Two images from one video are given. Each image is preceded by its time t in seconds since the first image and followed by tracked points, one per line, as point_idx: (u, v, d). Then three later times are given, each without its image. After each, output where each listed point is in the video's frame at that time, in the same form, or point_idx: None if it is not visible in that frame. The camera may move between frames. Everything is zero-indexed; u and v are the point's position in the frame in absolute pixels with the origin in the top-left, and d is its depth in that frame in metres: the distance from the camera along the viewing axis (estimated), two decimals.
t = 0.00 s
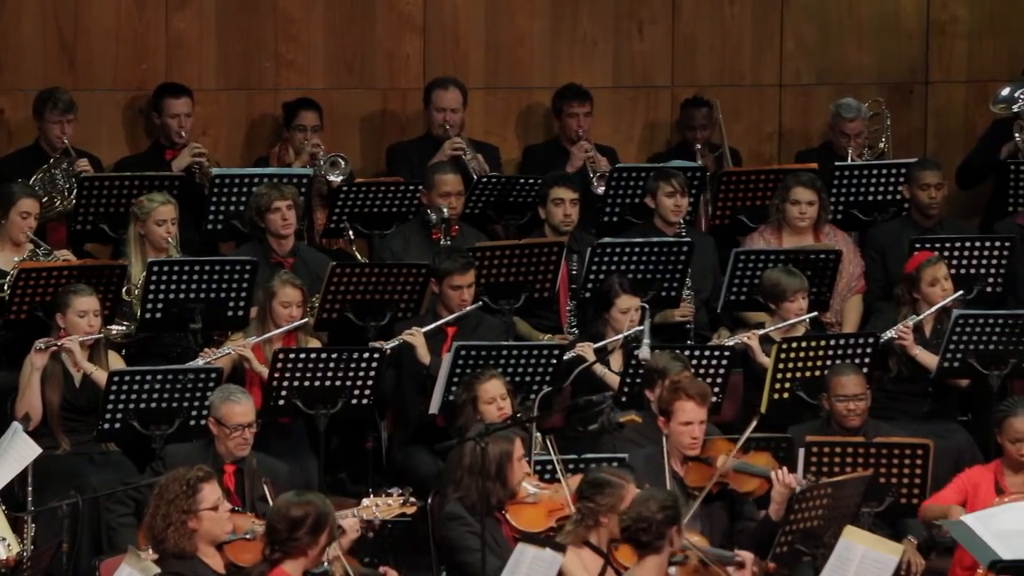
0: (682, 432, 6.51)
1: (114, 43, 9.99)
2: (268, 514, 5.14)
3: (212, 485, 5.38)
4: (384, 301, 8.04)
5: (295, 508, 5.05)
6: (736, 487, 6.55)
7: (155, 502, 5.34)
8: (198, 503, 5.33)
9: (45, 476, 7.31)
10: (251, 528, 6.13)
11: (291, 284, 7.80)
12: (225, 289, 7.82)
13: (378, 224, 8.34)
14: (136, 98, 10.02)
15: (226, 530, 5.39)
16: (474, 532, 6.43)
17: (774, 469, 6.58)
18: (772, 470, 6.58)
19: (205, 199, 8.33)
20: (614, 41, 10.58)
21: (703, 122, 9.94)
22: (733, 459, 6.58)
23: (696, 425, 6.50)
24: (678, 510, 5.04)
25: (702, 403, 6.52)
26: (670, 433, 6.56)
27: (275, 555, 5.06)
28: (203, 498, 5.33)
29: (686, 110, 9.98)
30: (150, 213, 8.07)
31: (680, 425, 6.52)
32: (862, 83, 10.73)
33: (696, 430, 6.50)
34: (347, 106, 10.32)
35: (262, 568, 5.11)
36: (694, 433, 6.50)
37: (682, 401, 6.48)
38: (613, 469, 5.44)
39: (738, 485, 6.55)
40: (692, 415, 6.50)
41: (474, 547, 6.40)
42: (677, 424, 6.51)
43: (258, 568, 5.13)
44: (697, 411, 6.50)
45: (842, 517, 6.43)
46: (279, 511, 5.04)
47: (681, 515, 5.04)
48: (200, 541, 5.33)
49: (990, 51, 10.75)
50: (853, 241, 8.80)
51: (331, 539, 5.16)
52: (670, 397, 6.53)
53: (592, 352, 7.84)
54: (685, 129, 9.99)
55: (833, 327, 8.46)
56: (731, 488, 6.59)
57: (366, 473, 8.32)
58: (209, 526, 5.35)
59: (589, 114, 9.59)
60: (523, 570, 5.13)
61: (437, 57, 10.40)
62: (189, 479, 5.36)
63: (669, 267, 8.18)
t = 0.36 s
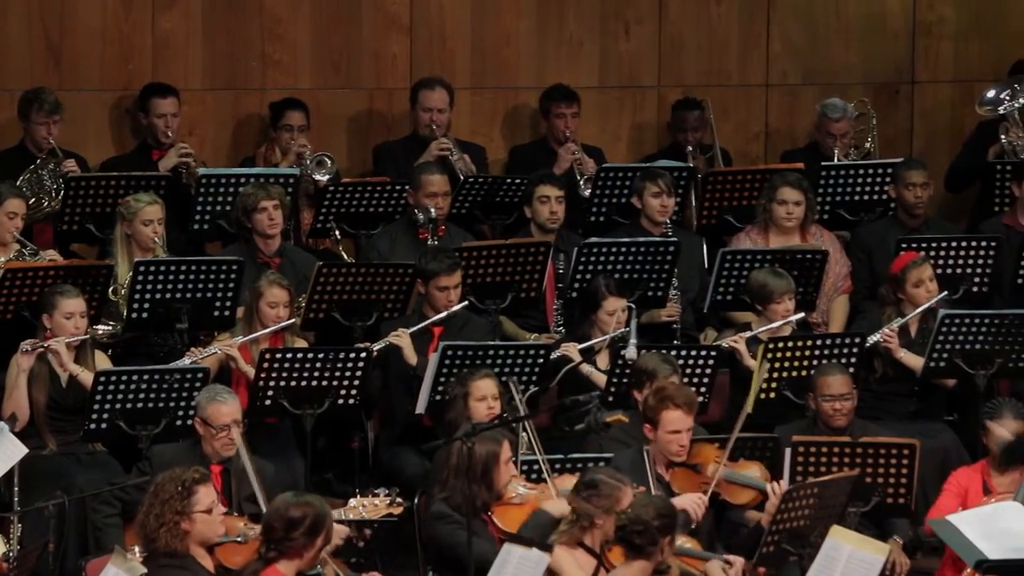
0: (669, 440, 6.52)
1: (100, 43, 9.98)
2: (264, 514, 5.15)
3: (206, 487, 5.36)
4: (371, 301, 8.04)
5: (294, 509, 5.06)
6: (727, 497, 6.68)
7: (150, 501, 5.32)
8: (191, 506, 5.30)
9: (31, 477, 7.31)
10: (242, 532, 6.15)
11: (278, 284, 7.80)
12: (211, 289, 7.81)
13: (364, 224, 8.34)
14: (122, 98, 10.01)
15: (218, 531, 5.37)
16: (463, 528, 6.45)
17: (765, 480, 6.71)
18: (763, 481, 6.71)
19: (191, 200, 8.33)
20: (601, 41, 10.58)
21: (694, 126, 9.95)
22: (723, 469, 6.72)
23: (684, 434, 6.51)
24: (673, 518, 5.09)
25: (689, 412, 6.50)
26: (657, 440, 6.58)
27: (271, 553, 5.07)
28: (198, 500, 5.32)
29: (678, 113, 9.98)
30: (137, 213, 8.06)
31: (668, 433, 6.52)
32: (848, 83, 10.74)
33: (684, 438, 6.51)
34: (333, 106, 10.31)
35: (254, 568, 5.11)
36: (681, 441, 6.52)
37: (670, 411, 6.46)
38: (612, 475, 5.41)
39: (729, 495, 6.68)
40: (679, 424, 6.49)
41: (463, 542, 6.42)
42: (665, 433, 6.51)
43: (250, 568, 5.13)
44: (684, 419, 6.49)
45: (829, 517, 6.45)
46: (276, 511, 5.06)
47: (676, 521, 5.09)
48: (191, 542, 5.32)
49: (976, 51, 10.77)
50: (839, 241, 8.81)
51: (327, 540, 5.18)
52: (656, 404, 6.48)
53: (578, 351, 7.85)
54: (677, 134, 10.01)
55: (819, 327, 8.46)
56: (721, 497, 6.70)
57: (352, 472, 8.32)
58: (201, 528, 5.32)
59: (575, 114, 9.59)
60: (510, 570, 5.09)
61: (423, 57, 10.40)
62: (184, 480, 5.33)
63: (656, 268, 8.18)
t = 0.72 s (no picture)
0: (654, 431, 6.49)
1: (84, 43, 9.97)
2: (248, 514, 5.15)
3: (201, 485, 5.38)
4: (356, 301, 8.03)
5: (278, 509, 5.06)
6: (712, 483, 6.62)
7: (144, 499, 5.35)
8: (185, 504, 5.33)
9: (16, 477, 7.30)
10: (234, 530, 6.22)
11: (263, 283, 7.81)
12: (197, 289, 7.80)
13: (350, 224, 8.34)
14: (107, 98, 10.00)
15: (211, 531, 5.39)
16: (446, 529, 6.45)
17: (747, 461, 6.66)
18: (745, 463, 6.67)
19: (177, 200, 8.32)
20: (586, 41, 10.58)
21: (682, 119, 9.92)
22: (705, 456, 6.65)
23: (668, 424, 6.47)
24: (646, 510, 4.88)
25: (672, 401, 6.48)
26: (641, 433, 6.54)
27: (254, 554, 5.07)
28: (192, 498, 5.34)
29: (667, 107, 9.96)
30: (122, 213, 8.05)
31: (652, 425, 6.49)
32: (833, 83, 10.75)
33: (668, 429, 6.48)
34: (318, 106, 10.30)
35: (238, 567, 5.11)
36: (666, 432, 6.48)
37: (652, 400, 6.45)
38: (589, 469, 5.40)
39: (713, 481, 6.62)
40: (662, 414, 6.47)
41: (447, 542, 6.42)
42: (648, 424, 6.49)
43: (234, 568, 5.13)
44: (668, 409, 6.47)
45: (814, 517, 6.46)
46: (261, 510, 5.05)
47: (649, 514, 4.88)
48: (184, 540, 5.36)
49: (961, 52, 10.79)
50: (825, 241, 8.81)
51: (312, 541, 5.18)
52: (638, 398, 6.48)
53: (563, 352, 7.86)
54: (665, 125, 9.96)
55: (804, 328, 8.46)
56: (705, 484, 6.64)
57: (337, 473, 8.31)
58: (195, 527, 5.35)
59: (561, 113, 9.59)
60: (495, 570, 5.19)
61: (408, 57, 10.39)
62: (179, 477, 5.36)
63: (641, 267, 8.18)
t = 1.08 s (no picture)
0: (647, 429, 6.50)
1: (72, 43, 9.97)
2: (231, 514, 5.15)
3: (200, 485, 5.38)
4: (343, 301, 8.02)
5: (259, 510, 5.05)
6: (703, 480, 6.54)
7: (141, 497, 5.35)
8: (183, 502, 5.34)
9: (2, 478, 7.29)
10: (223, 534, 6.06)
11: (250, 284, 7.81)
12: (184, 289, 7.80)
13: (337, 225, 8.34)
14: (94, 98, 10.00)
15: (206, 531, 5.39)
16: (433, 531, 6.43)
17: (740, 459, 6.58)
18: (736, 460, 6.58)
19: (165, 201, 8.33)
20: (574, 40, 10.58)
21: (668, 119, 9.93)
22: (698, 453, 6.56)
23: (662, 422, 6.50)
24: (627, 507, 4.92)
25: (664, 398, 6.53)
26: (635, 431, 6.56)
27: (236, 555, 5.07)
28: (189, 497, 5.34)
29: (652, 107, 9.97)
30: (110, 214, 8.04)
31: (646, 422, 6.51)
32: (820, 83, 10.76)
33: (662, 426, 6.49)
34: (306, 106, 10.31)
35: (221, 568, 5.11)
36: (660, 429, 6.49)
37: (647, 397, 6.49)
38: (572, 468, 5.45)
39: (704, 478, 6.54)
40: (656, 411, 6.50)
41: (436, 544, 6.39)
42: (642, 422, 6.50)
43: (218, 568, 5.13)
44: (662, 407, 6.51)
45: (802, 517, 6.46)
46: (242, 511, 5.05)
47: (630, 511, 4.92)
48: (180, 540, 5.36)
49: (948, 53, 10.81)
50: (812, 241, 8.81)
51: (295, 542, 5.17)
52: (633, 394, 6.53)
53: (550, 352, 7.86)
54: (650, 125, 9.98)
55: (792, 328, 8.47)
56: (696, 482, 6.56)
57: (325, 473, 8.30)
58: (191, 526, 5.35)
59: (548, 114, 9.60)
60: (482, 570, 5.13)
61: (396, 57, 10.39)
62: (177, 476, 5.37)
63: (629, 268, 8.18)
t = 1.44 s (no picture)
0: (646, 441, 6.45)
1: (59, 43, 9.97)
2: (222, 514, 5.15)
3: (204, 490, 5.36)
4: (332, 301, 8.02)
5: (251, 510, 5.05)
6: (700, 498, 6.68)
7: (145, 492, 5.29)
8: (184, 506, 5.30)
9: None
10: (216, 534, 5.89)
11: (238, 284, 7.79)
12: (172, 289, 7.79)
13: (325, 225, 8.33)
14: (82, 98, 9.99)
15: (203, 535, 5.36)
16: (421, 529, 6.45)
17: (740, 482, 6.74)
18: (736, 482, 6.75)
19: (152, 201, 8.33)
20: (561, 40, 10.58)
21: (650, 121, 9.95)
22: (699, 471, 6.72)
23: (661, 435, 6.45)
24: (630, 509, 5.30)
25: (665, 412, 6.44)
26: (631, 441, 6.51)
27: (228, 556, 5.06)
28: (192, 501, 5.31)
29: (634, 108, 9.99)
30: (98, 214, 8.04)
31: (645, 435, 6.45)
32: (808, 83, 10.76)
33: (661, 440, 6.45)
34: (294, 106, 10.30)
35: (213, 568, 5.11)
36: (658, 443, 6.45)
37: (647, 412, 6.39)
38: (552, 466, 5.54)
39: (704, 497, 6.69)
40: (655, 426, 6.43)
41: (423, 542, 6.41)
42: (641, 435, 6.44)
43: (210, 569, 5.12)
44: (661, 420, 6.44)
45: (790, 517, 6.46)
46: (234, 512, 5.05)
47: (632, 512, 5.30)
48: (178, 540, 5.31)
49: (935, 52, 10.81)
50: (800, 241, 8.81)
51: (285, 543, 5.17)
52: (632, 408, 6.41)
53: (539, 352, 7.86)
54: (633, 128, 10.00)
55: (780, 327, 8.48)
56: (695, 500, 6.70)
57: (313, 473, 8.29)
58: (190, 530, 5.32)
59: (536, 113, 9.60)
60: (470, 570, 5.12)
61: (384, 57, 10.39)
62: (185, 479, 5.30)
63: (617, 268, 8.18)
